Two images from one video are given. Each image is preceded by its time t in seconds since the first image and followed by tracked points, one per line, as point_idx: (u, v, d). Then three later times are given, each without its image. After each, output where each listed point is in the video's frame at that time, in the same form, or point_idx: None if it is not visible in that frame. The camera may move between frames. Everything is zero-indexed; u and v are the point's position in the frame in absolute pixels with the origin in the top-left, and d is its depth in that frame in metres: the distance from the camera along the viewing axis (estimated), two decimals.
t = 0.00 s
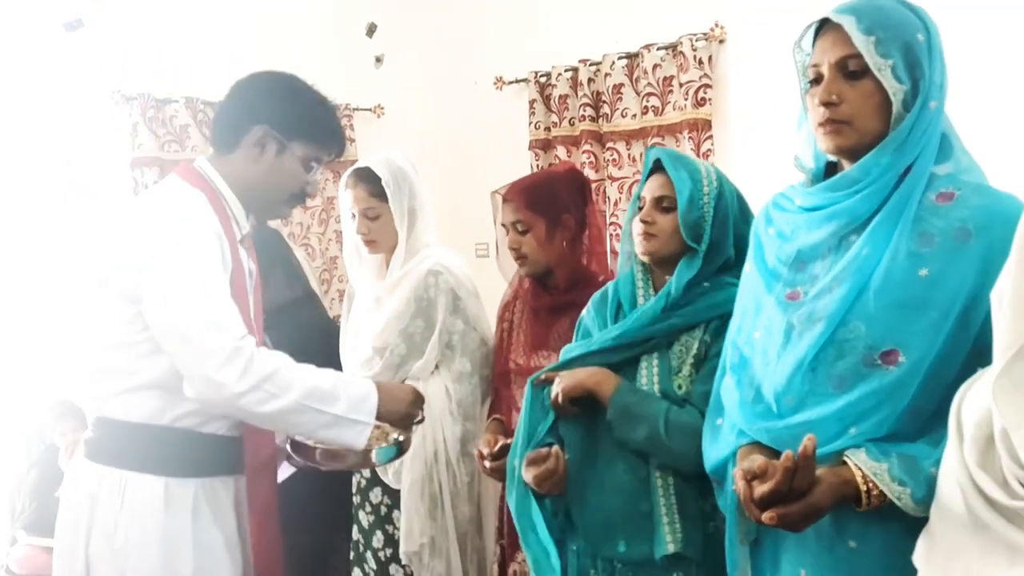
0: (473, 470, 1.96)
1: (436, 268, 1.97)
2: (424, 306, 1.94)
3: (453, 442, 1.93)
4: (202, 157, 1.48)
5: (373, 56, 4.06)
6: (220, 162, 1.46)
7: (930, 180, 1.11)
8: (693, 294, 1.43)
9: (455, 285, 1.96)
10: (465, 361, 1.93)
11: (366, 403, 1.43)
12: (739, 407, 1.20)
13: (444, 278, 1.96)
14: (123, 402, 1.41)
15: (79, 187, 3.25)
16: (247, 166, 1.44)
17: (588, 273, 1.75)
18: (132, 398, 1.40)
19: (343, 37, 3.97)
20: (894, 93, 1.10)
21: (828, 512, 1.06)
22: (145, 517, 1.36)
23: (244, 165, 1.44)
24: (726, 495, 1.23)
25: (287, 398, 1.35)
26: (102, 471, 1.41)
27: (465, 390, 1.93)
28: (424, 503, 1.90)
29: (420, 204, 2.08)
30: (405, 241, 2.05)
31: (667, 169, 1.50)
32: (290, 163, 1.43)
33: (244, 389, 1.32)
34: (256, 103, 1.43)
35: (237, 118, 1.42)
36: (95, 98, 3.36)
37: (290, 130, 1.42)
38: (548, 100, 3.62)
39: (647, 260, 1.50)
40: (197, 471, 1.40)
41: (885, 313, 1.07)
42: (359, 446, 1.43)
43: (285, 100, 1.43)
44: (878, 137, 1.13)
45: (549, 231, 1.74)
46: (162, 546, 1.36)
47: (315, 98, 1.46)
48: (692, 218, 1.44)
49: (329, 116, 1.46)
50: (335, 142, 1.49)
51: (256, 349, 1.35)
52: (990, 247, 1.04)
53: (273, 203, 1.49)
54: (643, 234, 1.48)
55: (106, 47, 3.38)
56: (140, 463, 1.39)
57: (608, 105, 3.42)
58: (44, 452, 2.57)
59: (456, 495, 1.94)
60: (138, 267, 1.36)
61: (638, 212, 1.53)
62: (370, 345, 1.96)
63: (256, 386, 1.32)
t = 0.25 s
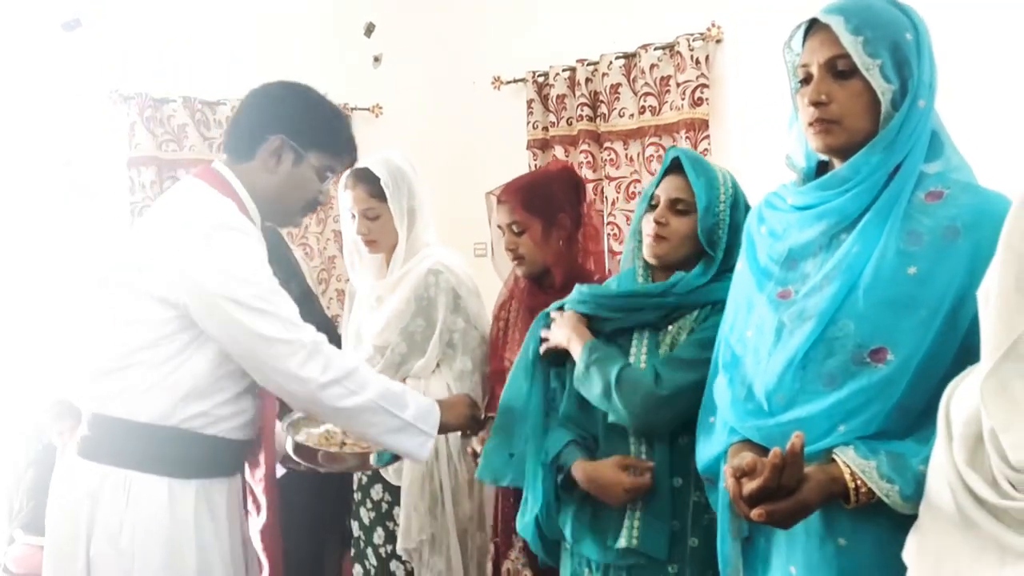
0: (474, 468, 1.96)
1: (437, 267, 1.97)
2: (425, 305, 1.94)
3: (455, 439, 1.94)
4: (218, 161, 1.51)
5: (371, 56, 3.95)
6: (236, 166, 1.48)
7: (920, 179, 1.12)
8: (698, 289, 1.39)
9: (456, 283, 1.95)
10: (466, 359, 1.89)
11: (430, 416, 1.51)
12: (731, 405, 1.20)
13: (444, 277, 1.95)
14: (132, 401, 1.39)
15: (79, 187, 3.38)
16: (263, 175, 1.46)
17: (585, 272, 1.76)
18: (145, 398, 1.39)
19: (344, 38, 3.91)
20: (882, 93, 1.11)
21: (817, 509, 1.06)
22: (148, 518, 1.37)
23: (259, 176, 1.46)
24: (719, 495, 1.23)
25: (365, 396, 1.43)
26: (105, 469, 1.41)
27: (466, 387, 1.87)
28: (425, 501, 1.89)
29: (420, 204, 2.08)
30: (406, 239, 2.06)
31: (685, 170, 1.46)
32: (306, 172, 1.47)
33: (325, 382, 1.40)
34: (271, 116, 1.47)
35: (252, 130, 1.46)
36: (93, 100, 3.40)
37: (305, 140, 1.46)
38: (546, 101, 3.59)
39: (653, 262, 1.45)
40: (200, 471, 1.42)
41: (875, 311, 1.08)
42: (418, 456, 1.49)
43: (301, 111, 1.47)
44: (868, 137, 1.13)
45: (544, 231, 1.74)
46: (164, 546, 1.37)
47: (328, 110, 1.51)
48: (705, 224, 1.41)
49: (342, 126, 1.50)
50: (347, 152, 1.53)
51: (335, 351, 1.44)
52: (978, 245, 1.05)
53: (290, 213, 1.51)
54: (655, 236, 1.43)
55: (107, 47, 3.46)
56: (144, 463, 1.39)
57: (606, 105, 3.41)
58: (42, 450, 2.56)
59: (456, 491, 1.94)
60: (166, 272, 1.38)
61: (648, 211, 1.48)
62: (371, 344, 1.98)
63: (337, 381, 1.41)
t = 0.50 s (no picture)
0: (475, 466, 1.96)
1: (436, 266, 1.96)
2: (425, 304, 1.93)
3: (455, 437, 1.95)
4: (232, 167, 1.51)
5: (370, 55, 3.96)
6: (251, 176, 1.48)
7: (914, 178, 1.12)
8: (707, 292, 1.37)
9: (455, 282, 1.94)
10: (467, 358, 1.90)
11: (450, 425, 1.55)
12: (726, 405, 1.20)
13: (445, 276, 1.94)
14: (138, 401, 1.39)
15: (79, 187, 3.35)
16: (278, 186, 1.46)
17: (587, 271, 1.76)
18: (153, 398, 1.38)
19: (344, 37, 3.91)
20: (877, 91, 1.11)
21: (812, 508, 1.06)
22: (149, 516, 1.37)
23: (273, 186, 1.46)
24: (714, 496, 1.23)
25: (389, 399, 1.48)
26: (107, 466, 1.40)
27: (467, 385, 1.89)
28: (424, 499, 1.89)
29: (420, 204, 2.07)
30: (406, 238, 2.05)
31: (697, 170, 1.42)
32: (320, 186, 1.47)
33: (352, 384, 1.44)
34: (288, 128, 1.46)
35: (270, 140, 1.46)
36: (92, 100, 3.39)
37: (323, 155, 1.46)
38: (545, 100, 3.58)
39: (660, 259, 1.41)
40: (203, 472, 1.42)
41: (869, 311, 1.08)
42: (435, 462, 1.54)
43: (320, 126, 1.47)
44: (863, 135, 1.13)
45: (542, 233, 1.74)
46: (165, 544, 1.37)
47: (346, 128, 1.51)
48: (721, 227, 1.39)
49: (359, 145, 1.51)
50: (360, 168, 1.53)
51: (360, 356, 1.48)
52: (972, 245, 1.04)
53: (300, 224, 1.52)
54: (668, 232, 1.38)
55: (108, 47, 3.46)
56: (148, 462, 1.38)
57: (604, 105, 3.41)
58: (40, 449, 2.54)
59: (456, 490, 1.94)
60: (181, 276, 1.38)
61: (657, 207, 1.44)
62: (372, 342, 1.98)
63: (363, 384, 1.45)
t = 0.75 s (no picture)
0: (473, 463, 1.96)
1: (436, 264, 1.96)
2: (425, 302, 1.93)
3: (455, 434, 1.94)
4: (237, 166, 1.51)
5: (370, 55, 3.93)
6: (256, 178, 1.48)
7: (909, 175, 1.12)
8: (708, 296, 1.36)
9: (456, 281, 1.94)
10: (467, 356, 1.89)
11: (449, 423, 1.56)
12: (721, 403, 1.19)
13: (445, 274, 1.94)
14: (139, 399, 1.38)
15: (79, 187, 3.36)
16: (283, 188, 1.47)
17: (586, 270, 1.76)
18: (154, 396, 1.38)
19: (344, 37, 3.89)
20: (871, 88, 1.10)
21: (807, 505, 1.06)
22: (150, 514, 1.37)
23: (277, 188, 1.47)
24: (710, 495, 1.22)
25: (390, 395, 1.47)
26: (108, 464, 1.39)
27: (466, 383, 1.88)
28: (422, 496, 1.88)
29: (420, 203, 2.06)
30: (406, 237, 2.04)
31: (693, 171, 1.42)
32: (324, 191, 1.48)
33: (353, 380, 1.44)
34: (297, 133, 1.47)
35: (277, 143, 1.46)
36: (92, 99, 3.39)
37: (329, 161, 1.47)
38: (544, 99, 3.58)
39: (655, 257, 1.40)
40: (204, 471, 1.42)
41: (864, 308, 1.08)
42: (436, 459, 1.55)
43: (327, 131, 1.48)
44: (857, 133, 1.13)
45: (539, 233, 1.74)
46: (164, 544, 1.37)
47: (352, 135, 1.52)
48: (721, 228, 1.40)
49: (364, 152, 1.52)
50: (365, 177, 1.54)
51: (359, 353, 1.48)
52: (967, 241, 1.04)
53: (301, 228, 1.52)
54: (664, 230, 1.38)
55: (108, 47, 3.45)
56: (149, 460, 1.38)
57: (604, 104, 3.40)
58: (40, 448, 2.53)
59: (455, 487, 1.93)
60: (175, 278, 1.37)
61: (652, 207, 1.43)
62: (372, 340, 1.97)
63: (364, 381, 1.45)
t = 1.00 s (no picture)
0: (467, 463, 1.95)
1: (431, 265, 1.94)
2: (420, 303, 1.92)
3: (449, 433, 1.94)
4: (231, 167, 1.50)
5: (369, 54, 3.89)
6: (251, 177, 1.47)
7: (901, 175, 1.12)
8: (689, 297, 1.35)
9: (451, 281, 1.93)
10: (461, 356, 1.89)
11: (443, 421, 1.55)
12: (715, 403, 1.19)
13: (440, 274, 1.93)
14: (130, 398, 1.38)
15: (79, 187, 3.37)
16: (277, 186, 1.45)
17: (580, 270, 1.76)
18: (146, 395, 1.37)
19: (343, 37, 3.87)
20: (863, 88, 1.11)
21: (800, 504, 1.06)
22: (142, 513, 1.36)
23: (274, 188, 1.45)
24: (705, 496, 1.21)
25: (382, 394, 1.46)
26: (101, 464, 1.39)
27: (459, 383, 1.88)
28: (417, 496, 1.88)
29: (416, 203, 2.05)
30: (402, 238, 2.03)
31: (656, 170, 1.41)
32: (320, 190, 1.47)
33: (344, 379, 1.43)
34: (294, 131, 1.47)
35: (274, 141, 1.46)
36: (90, 99, 3.38)
37: (326, 160, 1.46)
38: (543, 99, 3.58)
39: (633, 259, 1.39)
40: (198, 471, 1.41)
41: (857, 308, 1.08)
42: (430, 458, 1.54)
43: (323, 131, 1.48)
44: (850, 132, 1.13)
45: (533, 232, 1.74)
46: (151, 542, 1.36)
47: (348, 135, 1.51)
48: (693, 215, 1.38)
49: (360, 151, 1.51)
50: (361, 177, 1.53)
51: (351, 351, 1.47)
52: (960, 241, 1.04)
53: (295, 227, 1.51)
54: (636, 231, 1.37)
55: (108, 47, 3.45)
56: (141, 461, 1.38)
57: (602, 105, 3.39)
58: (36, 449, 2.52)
59: (450, 487, 1.93)
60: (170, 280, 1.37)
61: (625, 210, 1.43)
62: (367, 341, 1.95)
63: (355, 379, 1.44)
